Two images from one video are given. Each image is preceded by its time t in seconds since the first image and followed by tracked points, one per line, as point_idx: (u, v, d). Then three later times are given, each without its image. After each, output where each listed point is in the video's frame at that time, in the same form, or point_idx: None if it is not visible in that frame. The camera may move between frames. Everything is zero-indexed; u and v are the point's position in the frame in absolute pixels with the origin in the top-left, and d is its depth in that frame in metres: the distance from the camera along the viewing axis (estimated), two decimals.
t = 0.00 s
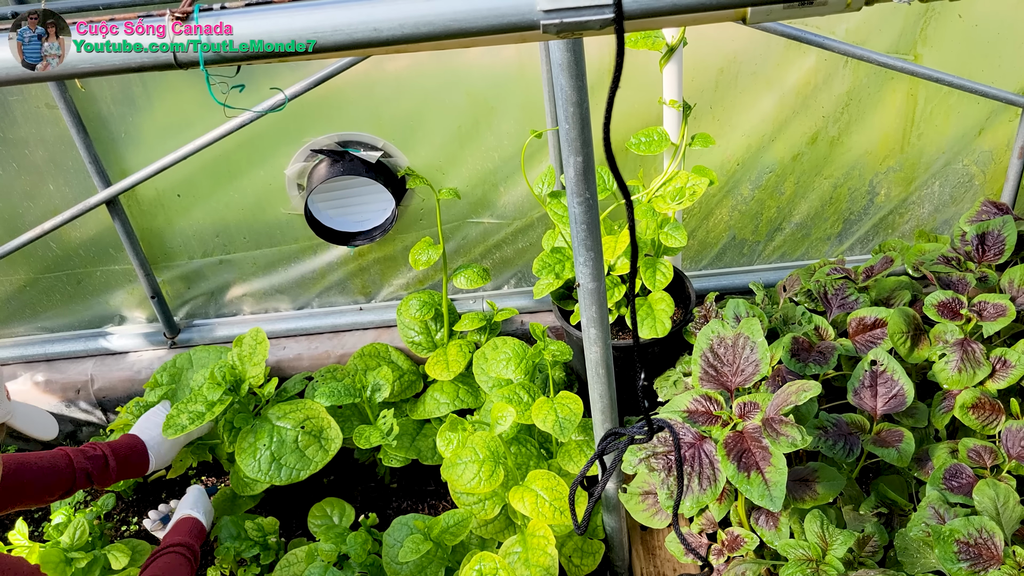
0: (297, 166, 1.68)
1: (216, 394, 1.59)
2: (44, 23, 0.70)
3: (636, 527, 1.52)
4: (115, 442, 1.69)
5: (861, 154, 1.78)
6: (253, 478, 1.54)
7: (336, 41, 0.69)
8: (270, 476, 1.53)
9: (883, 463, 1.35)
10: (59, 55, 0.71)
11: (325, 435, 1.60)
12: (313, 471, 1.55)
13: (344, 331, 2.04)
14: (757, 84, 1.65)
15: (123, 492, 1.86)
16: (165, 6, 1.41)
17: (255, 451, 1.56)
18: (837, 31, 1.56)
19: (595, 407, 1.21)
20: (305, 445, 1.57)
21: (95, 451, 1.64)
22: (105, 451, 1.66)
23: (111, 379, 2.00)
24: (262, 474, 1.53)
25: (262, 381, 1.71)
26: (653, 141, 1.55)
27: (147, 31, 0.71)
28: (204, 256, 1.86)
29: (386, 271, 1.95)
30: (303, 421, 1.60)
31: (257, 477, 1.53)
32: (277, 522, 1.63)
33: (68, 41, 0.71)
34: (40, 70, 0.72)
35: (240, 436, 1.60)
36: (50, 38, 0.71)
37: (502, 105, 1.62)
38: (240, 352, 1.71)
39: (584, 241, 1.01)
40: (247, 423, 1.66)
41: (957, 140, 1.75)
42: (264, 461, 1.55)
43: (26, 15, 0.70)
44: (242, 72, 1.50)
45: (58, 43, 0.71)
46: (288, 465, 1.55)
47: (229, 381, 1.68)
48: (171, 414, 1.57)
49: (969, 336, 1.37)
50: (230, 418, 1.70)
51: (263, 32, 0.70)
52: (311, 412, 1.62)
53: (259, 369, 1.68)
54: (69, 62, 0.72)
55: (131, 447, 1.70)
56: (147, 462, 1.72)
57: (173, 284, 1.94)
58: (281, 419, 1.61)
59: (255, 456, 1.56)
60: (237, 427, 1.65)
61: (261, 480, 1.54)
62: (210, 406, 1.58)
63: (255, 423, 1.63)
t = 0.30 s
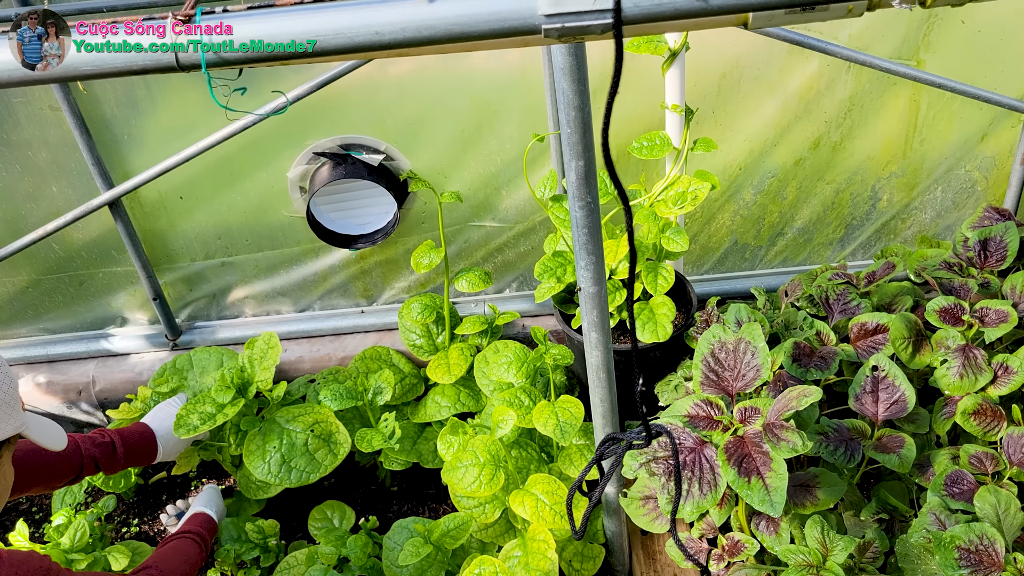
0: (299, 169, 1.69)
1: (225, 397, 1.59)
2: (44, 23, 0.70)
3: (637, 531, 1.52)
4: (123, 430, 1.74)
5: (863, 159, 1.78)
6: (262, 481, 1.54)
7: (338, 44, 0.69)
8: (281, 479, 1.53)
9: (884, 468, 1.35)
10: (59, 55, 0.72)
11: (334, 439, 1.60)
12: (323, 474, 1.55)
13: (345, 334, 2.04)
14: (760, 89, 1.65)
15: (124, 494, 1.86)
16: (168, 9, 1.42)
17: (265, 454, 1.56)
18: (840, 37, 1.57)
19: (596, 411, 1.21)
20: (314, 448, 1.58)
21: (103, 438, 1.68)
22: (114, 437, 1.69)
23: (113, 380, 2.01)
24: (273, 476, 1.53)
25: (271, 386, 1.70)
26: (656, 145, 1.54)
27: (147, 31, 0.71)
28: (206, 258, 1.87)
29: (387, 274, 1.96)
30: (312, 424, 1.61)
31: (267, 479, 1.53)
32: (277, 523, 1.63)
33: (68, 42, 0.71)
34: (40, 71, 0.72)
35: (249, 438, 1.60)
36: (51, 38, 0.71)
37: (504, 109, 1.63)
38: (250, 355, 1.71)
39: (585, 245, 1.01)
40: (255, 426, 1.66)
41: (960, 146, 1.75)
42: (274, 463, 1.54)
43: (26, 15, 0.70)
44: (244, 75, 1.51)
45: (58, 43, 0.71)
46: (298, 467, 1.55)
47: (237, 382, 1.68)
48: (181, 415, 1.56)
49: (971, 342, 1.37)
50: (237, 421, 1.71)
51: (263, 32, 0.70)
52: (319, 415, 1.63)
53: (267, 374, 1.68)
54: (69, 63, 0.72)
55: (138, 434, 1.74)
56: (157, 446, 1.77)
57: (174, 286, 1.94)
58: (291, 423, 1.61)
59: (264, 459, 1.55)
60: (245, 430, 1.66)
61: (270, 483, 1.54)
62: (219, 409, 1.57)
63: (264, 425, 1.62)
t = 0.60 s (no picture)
0: (304, 173, 1.70)
1: (225, 398, 1.60)
2: (44, 23, 0.70)
3: (640, 534, 1.53)
4: (123, 433, 1.72)
5: (866, 164, 1.78)
6: (260, 483, 1.55)
7: (345, 49, 0.70)
8: (278, 481, 1.53)
9: (886, 472, 1.35)
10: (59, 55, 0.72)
11: (333, 443, 1.61)
12: (320, 478, 1.55)
13: (349, 337, 2.05)
14: (764, 94, 1.65)
15: (129, 495, 1.87)
16: (175, 14, 1.43)
17: (264, 456, 1.57)
18: (844, 42, 1.57)
19: (600, 415, 1.22)
20: (312, 452, 1.58)
21: (103, 441, 1.68)
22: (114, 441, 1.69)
23: (118, 383, 2.02)
24: (269, 479, 1.54)
25: (272, 387, 1.72)
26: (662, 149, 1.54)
27: (147, 31, 0.72)
28: (211, 261, 1.88)
29: (392, 277, 1.97)
30: (312, 427, 1.62)
31: (265, 482, 1.54)
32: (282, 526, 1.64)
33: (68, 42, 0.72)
34: (40, 71, 0.72)
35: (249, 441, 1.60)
36: (51, 38, 0.71)
37: (509, 113, 1.63)
38: (249, 357, 1.73)
39: (589, 248, 1.01)
40: (256, 429, 1.66)
41: (963, 151, 1.75)
42: (272, 466, 1.55)
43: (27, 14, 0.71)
44: (251, 80, 1.53)
45: (58, 43, 0.71)
46: (295, 471, 1.55)
47: (239, 385, 1.69)
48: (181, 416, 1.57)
49: (975, 346, 1.37)
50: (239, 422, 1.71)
51: (264, 32, 0.71)
52: (320, 418, 1.63)
53: (269, 374, 1.70)
54: (69, 62, 0.72)
55: (139, 439, 1.72)
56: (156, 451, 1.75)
57: (179, 288, 1.95)
58: (290, 426, 1.61)
59: (262, 461, 1.56)
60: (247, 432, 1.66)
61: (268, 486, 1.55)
62: (219, 411, 1.58)
63: (264, 428, 1.64)
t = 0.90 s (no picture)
0: (306, 175, 1.70)
1: (215, 415, 1.59)
2: (44, 23, 0.71)
3: (642, 538, 1.52)
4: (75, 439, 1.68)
5: (869, 168, 1.78)
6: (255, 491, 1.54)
7: (346, 50, 0.70)
8: (274, 488, 1.53)
9: (889, 477, 1.34)
10: (60, 55, 0.72)
11: (328, 448, 1.60)
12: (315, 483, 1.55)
13: (352, 340, 2.05)
14: (766, 97, 1.65)
15: (130, 498, 1.87)
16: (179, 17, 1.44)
17: (259, 465, 1.57)
18: (847, 45, 1.57)
19: (601, 418, 1.22)
20: (309, 457, 1.58)
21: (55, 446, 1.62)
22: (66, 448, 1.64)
23: (120, 384, 2.02)
24: (265, 485, 1.53)
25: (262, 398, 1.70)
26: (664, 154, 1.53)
27: (147, 31, 0.72)
28: (214, 263, 1.88)
29: (394, 279, 1.97)
30: (307, 434, 1.62)
31: (261, 488, 1.53)
32: (282, 529, 1.64)
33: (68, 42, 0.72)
34: (40, 71, 0.73)
35: (240, 450, 1.60)
36: (51, 38, 0.71)
37: (511, 116, 1.64)
38: (235, 370, 1.70)
39: (591, 252, 1.01)
40: (248, 438, 1.66)
41: (966, 155, 1.75)
42: (268, 472, 1.55)
43: (27, 14, 0.71)
44: (253, 82, 1.53)
45: (58, 43, 0.72)
46: (292, 476, 1.55)
47: (227, 400, 1.68)
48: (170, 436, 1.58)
49: (977, 350, 1.37)
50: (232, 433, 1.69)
51: (265, 31, 0.71)
52: (314, 425, 1.63)
53: (257, 386, 1.69)
54: (69, 62, 0.72)
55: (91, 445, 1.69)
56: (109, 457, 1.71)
57: (182, 290, 1.96)
58: (284, 433, 1.62)
59: (257, 468, 1.56)
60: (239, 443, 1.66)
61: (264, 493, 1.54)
62: (209, 427, 1.58)
63: (256, 438, 1.64)
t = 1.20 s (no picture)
0: (307, 178, 1.71)
1: (208, 429, 1.59)
2: (45, 23, 0.71)
3: (641, 541, 1.52)
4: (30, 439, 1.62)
5: (870, 171, 1.78)
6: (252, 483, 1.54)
7: (345, 54, 0.71)
8: (269, 478, 1.53)
9: (888, 481, 1.34)
10: (61, 55, 0.73)
11: (326, 446, 1.61)
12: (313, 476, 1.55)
13: (352, 342, 2.05)
14: (767, 101, 1.66)
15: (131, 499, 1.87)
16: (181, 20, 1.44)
17: (255, 457, 1.57)
18: (847, 49, 1.57)
19: (601, 421, 1.22)
20: (307, 451, 1.58)
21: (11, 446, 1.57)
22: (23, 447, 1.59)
23: (121, 386, 2.02)
24: (262, 476, 1.53)
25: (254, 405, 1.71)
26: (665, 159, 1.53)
27: (148, 31, 0.72)
28: (215, 266, 1.88)
29: (395, 282, 1.97)
30: (305, 432, 1.63)
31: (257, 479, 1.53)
32: (282, 531, 1.64)
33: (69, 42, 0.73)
34: (41, 71, 0.73)
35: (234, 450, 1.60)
36: (51, 39, 0.72)
37: (511, 119, 1.64)
38: (225, 380, 1.70)
39: (590, 255, 1.01)
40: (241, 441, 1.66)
41: (967, 159, 1.75)
42: (264, 465, 1.55)
43: (28, 14, 0.72)
44: (252, 84, 1.53)
45: (59, 43, 0.72)
46: (288, 467, 1.55)
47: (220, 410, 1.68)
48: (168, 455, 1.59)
49: (978, 354, 1.37)
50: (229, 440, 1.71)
51: (265, 31, 0.71)
52: (312, 424, 1.65)
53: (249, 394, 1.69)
54: (69, 63, 0.73)
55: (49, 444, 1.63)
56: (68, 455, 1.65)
57: (183, 292, 1.96)
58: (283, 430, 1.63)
59: (255, 459, 1.56)
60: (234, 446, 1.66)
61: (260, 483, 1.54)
62: (205, 441, 1.59)
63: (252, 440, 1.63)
